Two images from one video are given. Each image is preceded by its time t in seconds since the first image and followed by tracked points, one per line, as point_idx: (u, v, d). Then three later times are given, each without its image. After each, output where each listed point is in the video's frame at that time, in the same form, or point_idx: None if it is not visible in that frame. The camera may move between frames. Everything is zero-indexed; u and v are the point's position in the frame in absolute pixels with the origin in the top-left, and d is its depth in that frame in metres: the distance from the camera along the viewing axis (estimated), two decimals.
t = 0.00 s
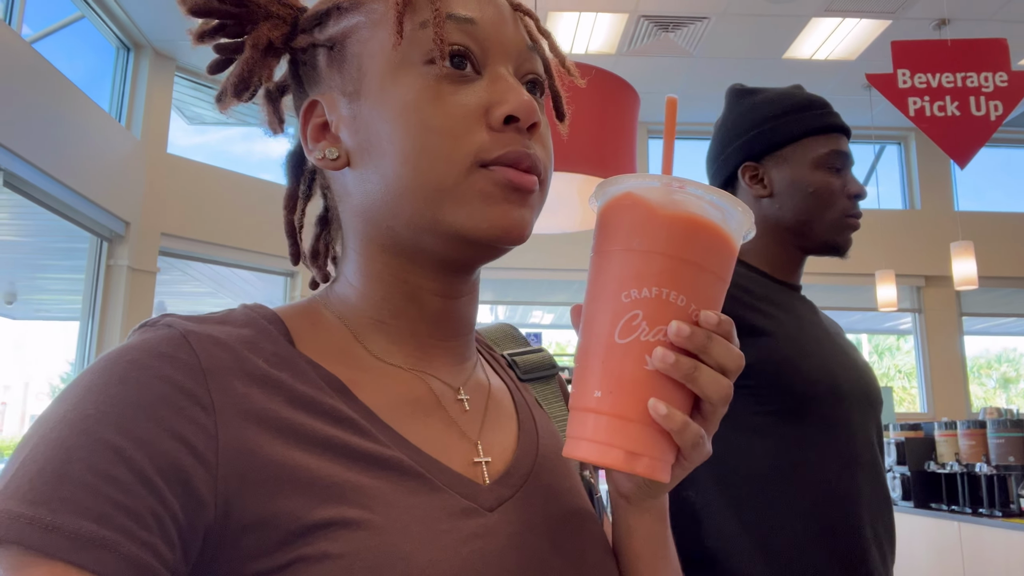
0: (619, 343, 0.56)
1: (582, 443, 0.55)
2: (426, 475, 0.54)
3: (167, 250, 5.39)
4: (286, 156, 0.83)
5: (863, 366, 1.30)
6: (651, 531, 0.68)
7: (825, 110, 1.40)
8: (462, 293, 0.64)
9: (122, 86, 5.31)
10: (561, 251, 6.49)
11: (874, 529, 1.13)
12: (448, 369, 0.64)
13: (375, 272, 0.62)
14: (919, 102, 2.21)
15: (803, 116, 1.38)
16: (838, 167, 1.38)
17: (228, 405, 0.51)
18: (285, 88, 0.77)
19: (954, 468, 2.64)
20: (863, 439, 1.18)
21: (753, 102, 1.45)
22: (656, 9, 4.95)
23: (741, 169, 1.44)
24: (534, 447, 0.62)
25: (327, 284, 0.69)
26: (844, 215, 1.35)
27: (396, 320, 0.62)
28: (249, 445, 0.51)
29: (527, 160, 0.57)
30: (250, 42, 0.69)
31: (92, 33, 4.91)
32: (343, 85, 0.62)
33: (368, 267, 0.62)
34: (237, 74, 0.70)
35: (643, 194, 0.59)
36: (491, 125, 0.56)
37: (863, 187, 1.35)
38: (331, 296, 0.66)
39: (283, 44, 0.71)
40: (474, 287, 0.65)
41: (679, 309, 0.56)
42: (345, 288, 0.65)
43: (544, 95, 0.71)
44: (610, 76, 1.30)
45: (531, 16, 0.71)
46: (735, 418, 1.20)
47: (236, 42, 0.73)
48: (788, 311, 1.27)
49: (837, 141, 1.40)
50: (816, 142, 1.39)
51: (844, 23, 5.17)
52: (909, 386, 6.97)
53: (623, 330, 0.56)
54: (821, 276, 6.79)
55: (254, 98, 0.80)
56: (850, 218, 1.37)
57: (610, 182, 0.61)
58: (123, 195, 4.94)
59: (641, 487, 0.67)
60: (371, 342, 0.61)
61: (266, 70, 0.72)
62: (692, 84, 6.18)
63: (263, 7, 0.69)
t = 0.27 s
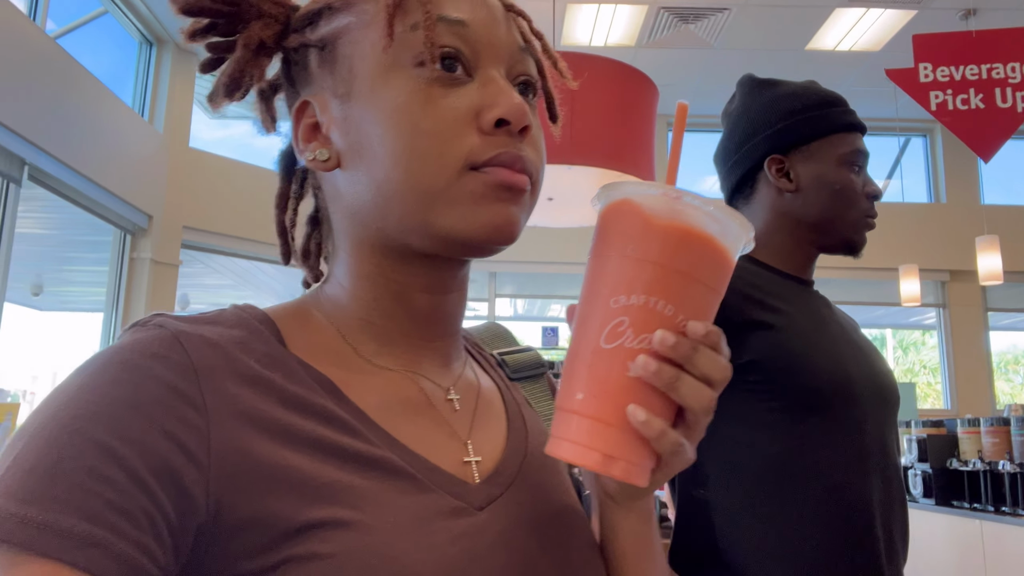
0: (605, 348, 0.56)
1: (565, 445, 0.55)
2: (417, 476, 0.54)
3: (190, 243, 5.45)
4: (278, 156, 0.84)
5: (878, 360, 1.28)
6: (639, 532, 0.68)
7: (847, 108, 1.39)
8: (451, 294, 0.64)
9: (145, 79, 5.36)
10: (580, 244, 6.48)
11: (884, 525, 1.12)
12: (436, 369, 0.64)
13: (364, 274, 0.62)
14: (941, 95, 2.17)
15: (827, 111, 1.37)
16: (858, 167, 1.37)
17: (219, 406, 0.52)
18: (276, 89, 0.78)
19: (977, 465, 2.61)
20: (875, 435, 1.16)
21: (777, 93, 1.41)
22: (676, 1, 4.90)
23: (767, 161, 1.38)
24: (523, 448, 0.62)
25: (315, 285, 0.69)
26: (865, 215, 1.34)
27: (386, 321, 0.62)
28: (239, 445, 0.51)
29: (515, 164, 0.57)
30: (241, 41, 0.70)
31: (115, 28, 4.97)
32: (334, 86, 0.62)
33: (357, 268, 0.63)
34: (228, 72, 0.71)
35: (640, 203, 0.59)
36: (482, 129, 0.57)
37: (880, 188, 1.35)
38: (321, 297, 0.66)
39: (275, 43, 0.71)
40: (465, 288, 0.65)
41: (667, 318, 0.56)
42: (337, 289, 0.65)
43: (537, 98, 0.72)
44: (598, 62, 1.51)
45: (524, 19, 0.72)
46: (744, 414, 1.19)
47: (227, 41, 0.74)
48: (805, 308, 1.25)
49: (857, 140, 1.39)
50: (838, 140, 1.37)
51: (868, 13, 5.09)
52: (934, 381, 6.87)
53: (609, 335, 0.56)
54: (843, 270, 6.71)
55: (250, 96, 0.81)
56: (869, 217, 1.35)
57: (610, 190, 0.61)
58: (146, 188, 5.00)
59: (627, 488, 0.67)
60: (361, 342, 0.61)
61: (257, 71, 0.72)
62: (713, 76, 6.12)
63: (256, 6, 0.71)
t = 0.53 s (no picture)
0: (552, 421, 0.56)
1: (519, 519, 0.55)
2: (374, 516, 0.53)
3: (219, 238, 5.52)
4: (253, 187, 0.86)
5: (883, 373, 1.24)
6: None
7: (855, 123, 1.37)
8: (409, 329, 0.64)
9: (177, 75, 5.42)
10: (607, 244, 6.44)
11: (892, 544, 1.10)
12: (395, 404, 0.65)
13: (321, 309, 0.63)
14: (974, 101, 2.11)
15: (836, 127, 1.34)
16: (868, 183, 1.34)
17: (178, 440, 0.51)
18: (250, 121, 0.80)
19: (1007, 479, 2.55)
20: (883, 457, 1.12)
21: (785, 108, 1.40)
22: None
23: (773, 175, 1.36)
24: (481, 487, 0.61)
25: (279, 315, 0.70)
26: (874, 232, 1.31)
27: (342, 355, 0.62)
28: (197, 480, 0.50)
29: (459, 209, 0.57)
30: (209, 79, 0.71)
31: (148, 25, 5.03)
32: (287, 128, 0.64)
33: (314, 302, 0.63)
34: (197, 110, 0.73)
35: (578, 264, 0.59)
36: (423, 171, 0.57)
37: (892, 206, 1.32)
38: (283, 328, 0.66)
39: (243, 80, 0.73)
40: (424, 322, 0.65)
41: (613, 388, 0.56)
42: (299, 322, 0.65)
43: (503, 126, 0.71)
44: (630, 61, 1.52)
45: (488, 43, 0.71)
46: (747, 433, 1.14)
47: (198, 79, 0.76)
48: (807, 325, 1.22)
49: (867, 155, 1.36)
50: (847, 155, 1.34)
51: (905, 12, 4.97)
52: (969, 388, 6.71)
53: (557, 407, 0.56)
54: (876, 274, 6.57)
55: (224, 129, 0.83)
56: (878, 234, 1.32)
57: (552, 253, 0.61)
58: (178, 184, 5.06)
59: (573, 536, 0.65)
60: (321, 376, 0.62)
61: (226, 108, 0.74)
62: (744, 75, 6.03)
63: (226, 44, 0.73)
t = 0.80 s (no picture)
0: (599, 514, 0.58)
1: None
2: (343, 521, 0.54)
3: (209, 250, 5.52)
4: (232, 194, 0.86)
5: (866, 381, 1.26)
6: None
7: (816, 125, 1.38)
8: (380, 340, 0.64)
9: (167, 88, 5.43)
10: (598, 255, 6.46)
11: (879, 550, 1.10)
12: (371, 413, 0.65)
13: (294, 319, 0.63)
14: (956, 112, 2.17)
15: (792, 133, 1.36)
16: (832, 183, 1.35)
17: (151, 446, 0.51)
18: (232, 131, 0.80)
19: (997, 486, 2.56)
20: (868, 460, 1.13)
21: (741, 122, 1.44)
22: (694, 12, 4.88)
23: (734, 189, 1.41)
24: (454, 495, 0.62)
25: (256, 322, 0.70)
26: (841, 231, 1.31)
27: (314, 362, 0.63)
28: (168, 484, 0.50)
29: (416, 228, 0.57)
30: (193, 88, 0.71)
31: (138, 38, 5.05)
32: (261, 139, 0.65)
33: (289, 312, 0.64)
34: (180, 119, 0.73)
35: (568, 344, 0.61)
36: (385, 185, 0.58)
37: (861, 202, 1.32)
38: (258, 337, 0.67)
39: (226, 89, 0.73)
40: (399, 331, 0.66)
41: (638, 458, 0.61)
42: (274, 331, 0.66)
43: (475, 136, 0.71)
44: (616, 74, 1.53)
45: (462, 56, 0.71)
46: (733, 437, 1.15)
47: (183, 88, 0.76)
48: (792, 330, 1.23)
49: (829, 156, 1.37)
50: (809, 160, 1.36)
51: (889, 24, 5.03)
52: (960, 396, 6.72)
53: (602, 500, 0.58)
54: (865, 283, 6.61)
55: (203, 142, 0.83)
56: (848, 233, 1.33)
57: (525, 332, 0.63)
58: (167, 196, 5.06)
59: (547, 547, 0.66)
60: (295, 383, 0.62)
61: (208, 117, 0.74)
62: (732, 86, 6.07)
63: (210, 53, 0.72)
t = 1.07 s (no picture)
0: (645, 515, 0.61)
1: None
2: (349, 522, 0.53)
3: (185, 251, 5.45)
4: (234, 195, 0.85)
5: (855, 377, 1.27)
6: None
7: (788, 120, 1.39)
8: (389, 343, 0.64)
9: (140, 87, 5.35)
10: (577, 253, 6.48)
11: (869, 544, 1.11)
12: (379, 414, 0.64)
13: (301, 322, 0.63)
14: (930, 113, 2.25)
15: (762, 131, 1.38)
16: (805, 176, 1.36)
17: (157, 448, 0.51)
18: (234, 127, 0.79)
19: (972, 477, 2.62)
20: (858, 455, 1.14)
21: (715, 124, 1.46)
22: (671, 11, 4.90)
23: (710, 191, 1.43)
24: (462, 493, 0.62)
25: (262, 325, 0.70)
26: (818, 223, 1.31)
27: (323, 367, 0.62)
28: (173, 487, 0.50)
29: (429, 233, 0.58)
30: (192, 86, 0.70)
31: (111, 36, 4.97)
32: (266, 141, 0.64)
33: (294, 318, 0.63)
34: (180, 118, 0.71)
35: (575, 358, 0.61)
36: (398, 193, 0.58)
37: (836, 192, 1.31)
38: (263, 340, 0.66)
39: (226, 88, 0.71)
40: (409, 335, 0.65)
41: (656, 449, 0.64)
42: (279, 333, 0.65)
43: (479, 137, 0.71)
44: (590, 71, 1.52)
45: (468, 57, 0.71)
46: (726, 433, 1.16)
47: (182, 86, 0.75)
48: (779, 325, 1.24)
49: (803, 149, 1.38)
50: (782, 156, 1.37)
51: (863, 23, 5.09)
52: (932, 390, 6.81)
53: (644, 501, 0.61)
54: (840, 280, 6.69)
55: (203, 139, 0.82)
56: (827, 225, 1.32)
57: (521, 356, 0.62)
58: (141, 197, 4.99)
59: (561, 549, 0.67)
60: (302, 385, 0.61)
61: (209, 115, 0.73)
62: (708, 86, 6.11)
63: (209, 49, 0.71)
